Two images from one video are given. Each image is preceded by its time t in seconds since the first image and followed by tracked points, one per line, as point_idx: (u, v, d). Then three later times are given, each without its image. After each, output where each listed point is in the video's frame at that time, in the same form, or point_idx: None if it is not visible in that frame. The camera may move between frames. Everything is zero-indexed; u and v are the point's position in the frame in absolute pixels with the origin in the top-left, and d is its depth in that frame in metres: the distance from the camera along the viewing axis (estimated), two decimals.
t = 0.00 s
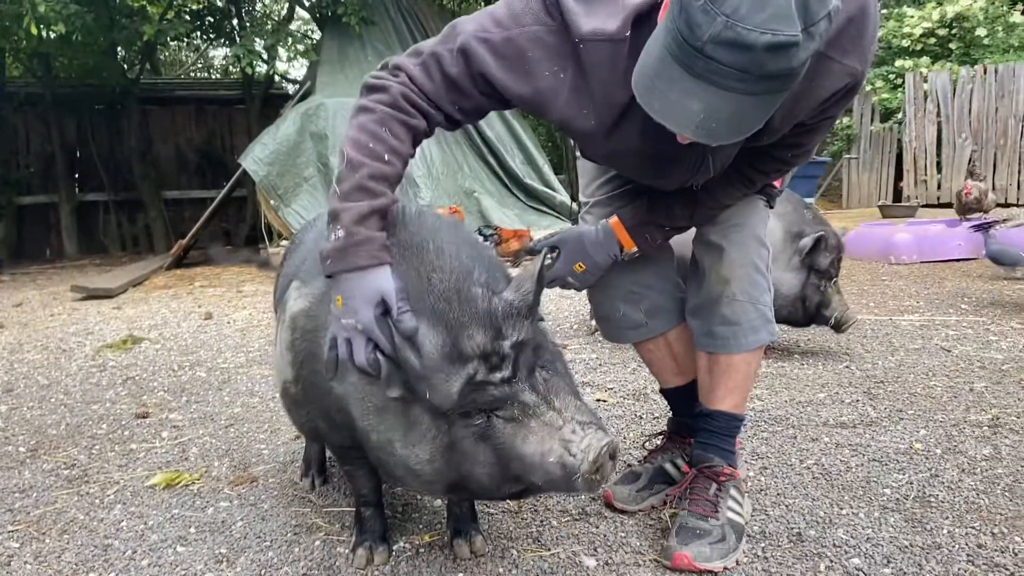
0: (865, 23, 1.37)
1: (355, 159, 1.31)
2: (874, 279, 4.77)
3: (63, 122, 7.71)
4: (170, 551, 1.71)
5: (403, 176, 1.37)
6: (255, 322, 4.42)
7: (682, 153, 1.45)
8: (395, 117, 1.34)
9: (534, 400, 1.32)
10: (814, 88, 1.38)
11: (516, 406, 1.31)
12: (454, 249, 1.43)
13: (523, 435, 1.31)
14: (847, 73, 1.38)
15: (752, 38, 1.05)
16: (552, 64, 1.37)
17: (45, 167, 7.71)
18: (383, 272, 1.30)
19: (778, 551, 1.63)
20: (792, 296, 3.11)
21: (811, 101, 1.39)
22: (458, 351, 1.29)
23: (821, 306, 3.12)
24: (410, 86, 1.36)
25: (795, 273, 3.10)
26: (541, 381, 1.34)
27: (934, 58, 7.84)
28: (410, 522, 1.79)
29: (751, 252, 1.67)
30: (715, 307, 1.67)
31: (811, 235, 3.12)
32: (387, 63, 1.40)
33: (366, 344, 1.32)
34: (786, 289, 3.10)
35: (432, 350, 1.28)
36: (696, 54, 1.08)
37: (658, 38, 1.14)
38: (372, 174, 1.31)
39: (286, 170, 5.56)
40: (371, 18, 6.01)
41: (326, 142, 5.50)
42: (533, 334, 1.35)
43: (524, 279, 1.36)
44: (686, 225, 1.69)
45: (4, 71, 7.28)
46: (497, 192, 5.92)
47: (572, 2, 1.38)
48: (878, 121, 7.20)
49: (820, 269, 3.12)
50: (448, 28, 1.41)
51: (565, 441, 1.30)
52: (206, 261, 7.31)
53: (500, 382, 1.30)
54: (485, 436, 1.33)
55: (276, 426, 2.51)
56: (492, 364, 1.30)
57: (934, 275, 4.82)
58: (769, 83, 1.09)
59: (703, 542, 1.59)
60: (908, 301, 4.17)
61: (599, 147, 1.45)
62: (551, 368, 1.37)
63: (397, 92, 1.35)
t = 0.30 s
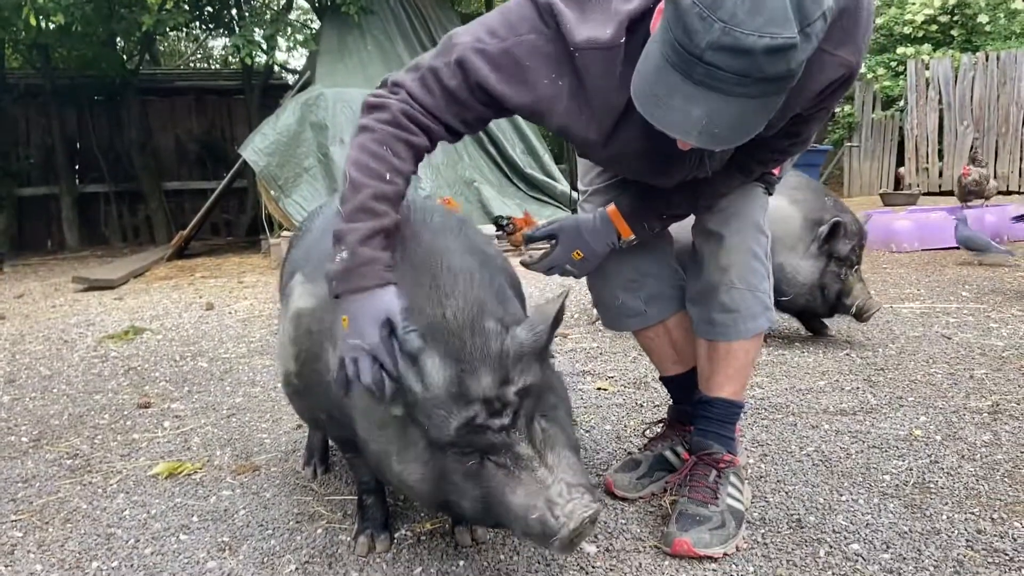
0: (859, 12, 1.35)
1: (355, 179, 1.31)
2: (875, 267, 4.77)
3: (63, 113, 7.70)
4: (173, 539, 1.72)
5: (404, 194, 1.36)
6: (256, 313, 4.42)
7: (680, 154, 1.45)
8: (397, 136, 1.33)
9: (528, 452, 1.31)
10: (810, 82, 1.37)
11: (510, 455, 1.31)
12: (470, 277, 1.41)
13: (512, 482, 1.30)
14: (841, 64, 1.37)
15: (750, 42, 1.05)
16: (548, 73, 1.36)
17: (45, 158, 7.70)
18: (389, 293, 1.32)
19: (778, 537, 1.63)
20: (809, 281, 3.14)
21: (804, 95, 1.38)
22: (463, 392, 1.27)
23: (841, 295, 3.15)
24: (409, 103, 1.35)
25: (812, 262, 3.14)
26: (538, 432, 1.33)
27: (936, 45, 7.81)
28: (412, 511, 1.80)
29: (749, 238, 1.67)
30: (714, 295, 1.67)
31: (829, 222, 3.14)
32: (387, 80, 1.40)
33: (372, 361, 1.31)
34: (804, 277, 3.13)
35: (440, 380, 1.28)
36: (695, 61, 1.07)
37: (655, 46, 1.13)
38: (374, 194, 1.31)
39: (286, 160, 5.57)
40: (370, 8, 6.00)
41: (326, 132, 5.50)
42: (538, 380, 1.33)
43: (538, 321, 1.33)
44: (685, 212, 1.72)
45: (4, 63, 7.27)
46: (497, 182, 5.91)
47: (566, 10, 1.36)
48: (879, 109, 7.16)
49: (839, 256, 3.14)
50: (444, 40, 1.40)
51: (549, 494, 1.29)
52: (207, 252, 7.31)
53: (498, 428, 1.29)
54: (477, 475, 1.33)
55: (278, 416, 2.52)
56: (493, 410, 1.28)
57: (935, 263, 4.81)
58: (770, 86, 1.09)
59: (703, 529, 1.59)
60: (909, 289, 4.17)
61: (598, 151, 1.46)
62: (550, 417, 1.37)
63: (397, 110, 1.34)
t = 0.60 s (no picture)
0: (855, 5, 1.35)
1: (356, 194, 1.31)
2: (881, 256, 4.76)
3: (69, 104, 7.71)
4: (180, 526, 1.74)
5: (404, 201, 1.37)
6: (262, 303, 4.44)
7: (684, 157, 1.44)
8: (398, 148, 1.33)
9: (513, 483, 1.33)
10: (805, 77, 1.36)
11: (493, 481, 1.34)
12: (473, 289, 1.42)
13: (493, 508, 1.34)
14: (838, 56, 1.36)
15: (742, 54, 1.04)
16: (551, 71, 1.34)
17: (51, 149, 7.72)
18: (388, 311, 1.35)
19: (780, 524, 1.64)
20: (840, 275, 3.12)
21: (803, 89, 1.37)
22: (456, 417, 1.30)
23: (872, 291, 3.12)
24: (410, 111, 1.34)
25: (842, 255, 3.13)
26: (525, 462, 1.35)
27: (944, 33, 7.77)
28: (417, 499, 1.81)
29: (751, 228, 1.67)
30: (717, 284, 1.68)
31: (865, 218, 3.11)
32: (387, 84, 1.38)
33: (372, 379, 1.39)
34: (833, 270, 3.12)
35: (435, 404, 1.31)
36: (688, 73, 1.07)
37: (648, 55, 1.13)
38: (376, 210, 1.31)
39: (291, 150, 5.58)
40: None
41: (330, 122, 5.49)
42: (533, 407, 1.35)
43: (539, 348, 1.38)
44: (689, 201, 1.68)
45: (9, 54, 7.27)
46: (501, 172, 5.92)
47: (566, 12, 1.33)
48: (886, 97, 7.11)
49: (873, 253, 3.10)
50: (442, 43, 1.38)
51: (525, 527, 1.32)
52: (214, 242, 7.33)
53: (486, 455, 1.31)
54: (462, 493, 1.38)
55: (284, 404, 2.53)
56: (483, 436, 1.30)
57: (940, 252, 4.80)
58: (763, 95, 1.08)
59: (706, 516, 1.60)
60: (915, 278, 4.16)
61: (600, 153, 1.45)
62: (541, 447, 1.39)
63: (399, 120, 1.33)
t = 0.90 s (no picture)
0: None
1: (364, 193, 1.25)
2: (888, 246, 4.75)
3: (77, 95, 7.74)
4: (191, 510, 1.76)
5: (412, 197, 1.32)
6: (270, 292, 4.46)
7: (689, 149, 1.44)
8: (404, 147, 1.28)
9: (511, 482, 1.36)
10: (811, 65, 1.36)
11: (490, 479, 1.36)
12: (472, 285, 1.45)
13: (490, 505, 1.37)
14: (845, 44, 1.36)
15: (749, 40, 1.05)
16: (557, 68, 1.35)
17: (59, 140, 7.75)
18: (399, 309, 1.29)
19: (785, 510, 1.65)
20: (885, 256, 3.12)
21: (811, 75, 1.37)
22: (457, 416, 1.33)
23: (913, 274, 3.18)
24: (416, 113, 1.30)
25: (885, 238, 3.12)
26: (523, 463, 1.38)
27: (953, 22, 7.73)
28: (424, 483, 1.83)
29: (758, 215, 1.68)
30: (722, 272, 1.68)
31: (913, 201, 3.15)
32: (392, 82, 1.35)
33: (379, 375, 1.33)
34: (881, 251, 3.11)
35: (435, 400, 1.34)
36: (695, 60, 1.08)
37: (652, 44, 1.14)
38: (387, 209, 1.26)
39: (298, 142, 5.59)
40: None
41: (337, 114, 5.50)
42: (532, 407, 1.38)
43: (536, 346, 1.38)
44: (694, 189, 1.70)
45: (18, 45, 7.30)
46: (507, 163, 5.93)
47: (570, 8, 1.35)
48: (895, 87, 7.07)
49: (918, 235, 3.15)
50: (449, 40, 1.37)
51: (520, 524, 1.34)
52: (222, 233, 7.36)
53: (485, 453, 1.34)
54: (459, 489, 1.40)
55: (292, 392, 2.56)
56: (482, 436, 1.33)
57: (947, 242, 4.79)
58: (770, 79, 1.09)
59: (710, 501, 1.61)
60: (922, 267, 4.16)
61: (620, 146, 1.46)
62: (538, 446, 1.41)
63: (402, 120, 1.29)
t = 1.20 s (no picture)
0: None
1: (364, 172, 1.29)
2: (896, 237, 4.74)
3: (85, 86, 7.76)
4: (201, 495, 1.78)
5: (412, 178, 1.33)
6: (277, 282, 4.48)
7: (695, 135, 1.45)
8: (404, 127, 1.30)
9: (512, 450, 1.36)
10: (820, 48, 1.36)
11: (493, 447, 1.36)
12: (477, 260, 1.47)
13: (493, 475, 1.36)
14: (854, 30, 1.37)
15: (757, 24, 1.06)
16: (557, 55, 1.34)
17: (67, 131, 7.77)
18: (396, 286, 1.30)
19: (790, 496, 1.66)
20: (951, 247, 3.14)
21: (819, 61, 1.37)
22: (454, 385, 1.34)
23: (968, 259, 3.19)
24: (419, 88, 1.32)
25: (953, 226, 3.13)
26: (525, 430, 1.37)
27: (963, 13, 7.68)
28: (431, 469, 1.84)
29: (765, 203, 1.68)
30: (728, 260, 1.69)
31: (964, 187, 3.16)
32: (393, 65, 1.36)
33: (381, 353, 1.32)
34: (945, 242, 3.13)
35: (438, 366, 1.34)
36: (702, 46, 1.08)
37: (657, 33, 1.14)
38: (382, 188, 1.28)
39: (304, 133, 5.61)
40: None
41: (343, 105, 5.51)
42: (533, 376, 1.39)
43: (537, 318, 1.39)
44: (702, 177, 1.70)
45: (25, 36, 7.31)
46: (513, 153, 5.93)
47: None
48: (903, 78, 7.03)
49: (969, 221, 3.17)
50: (453, 23, 1.37)
51: (523, 493, 1.34)
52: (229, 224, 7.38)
53: (484, 421, 1.35)
54: (463, 461, 1.40)
55: (300, 380, 2.57)
56: (480, 404, 1.35)
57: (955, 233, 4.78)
58: (778, 64, 1.10)
59: (716, 487, 1.62)
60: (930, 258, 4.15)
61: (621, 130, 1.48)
62: (541, 416, 1.41)
63: (406, 100, 1.31)
